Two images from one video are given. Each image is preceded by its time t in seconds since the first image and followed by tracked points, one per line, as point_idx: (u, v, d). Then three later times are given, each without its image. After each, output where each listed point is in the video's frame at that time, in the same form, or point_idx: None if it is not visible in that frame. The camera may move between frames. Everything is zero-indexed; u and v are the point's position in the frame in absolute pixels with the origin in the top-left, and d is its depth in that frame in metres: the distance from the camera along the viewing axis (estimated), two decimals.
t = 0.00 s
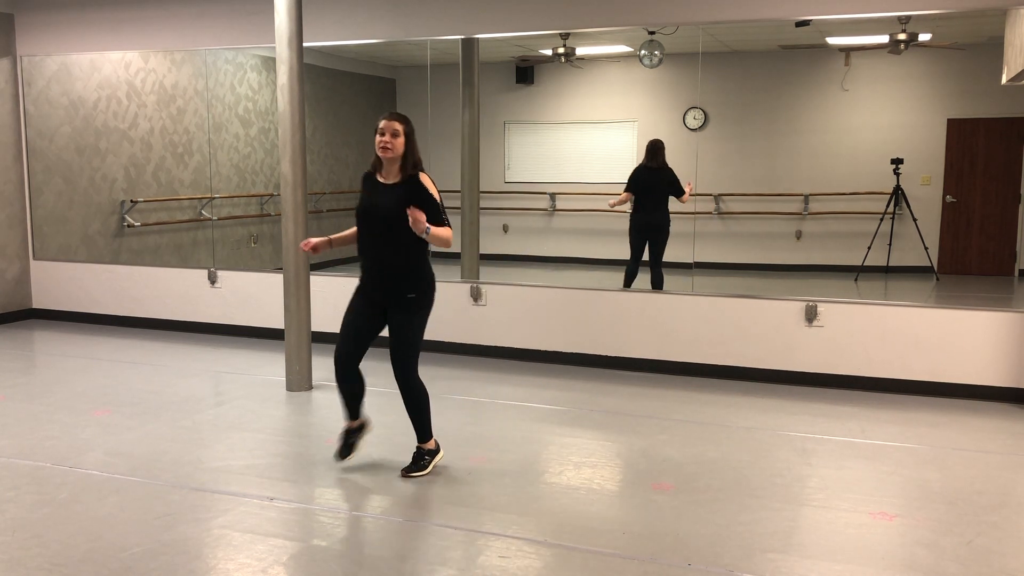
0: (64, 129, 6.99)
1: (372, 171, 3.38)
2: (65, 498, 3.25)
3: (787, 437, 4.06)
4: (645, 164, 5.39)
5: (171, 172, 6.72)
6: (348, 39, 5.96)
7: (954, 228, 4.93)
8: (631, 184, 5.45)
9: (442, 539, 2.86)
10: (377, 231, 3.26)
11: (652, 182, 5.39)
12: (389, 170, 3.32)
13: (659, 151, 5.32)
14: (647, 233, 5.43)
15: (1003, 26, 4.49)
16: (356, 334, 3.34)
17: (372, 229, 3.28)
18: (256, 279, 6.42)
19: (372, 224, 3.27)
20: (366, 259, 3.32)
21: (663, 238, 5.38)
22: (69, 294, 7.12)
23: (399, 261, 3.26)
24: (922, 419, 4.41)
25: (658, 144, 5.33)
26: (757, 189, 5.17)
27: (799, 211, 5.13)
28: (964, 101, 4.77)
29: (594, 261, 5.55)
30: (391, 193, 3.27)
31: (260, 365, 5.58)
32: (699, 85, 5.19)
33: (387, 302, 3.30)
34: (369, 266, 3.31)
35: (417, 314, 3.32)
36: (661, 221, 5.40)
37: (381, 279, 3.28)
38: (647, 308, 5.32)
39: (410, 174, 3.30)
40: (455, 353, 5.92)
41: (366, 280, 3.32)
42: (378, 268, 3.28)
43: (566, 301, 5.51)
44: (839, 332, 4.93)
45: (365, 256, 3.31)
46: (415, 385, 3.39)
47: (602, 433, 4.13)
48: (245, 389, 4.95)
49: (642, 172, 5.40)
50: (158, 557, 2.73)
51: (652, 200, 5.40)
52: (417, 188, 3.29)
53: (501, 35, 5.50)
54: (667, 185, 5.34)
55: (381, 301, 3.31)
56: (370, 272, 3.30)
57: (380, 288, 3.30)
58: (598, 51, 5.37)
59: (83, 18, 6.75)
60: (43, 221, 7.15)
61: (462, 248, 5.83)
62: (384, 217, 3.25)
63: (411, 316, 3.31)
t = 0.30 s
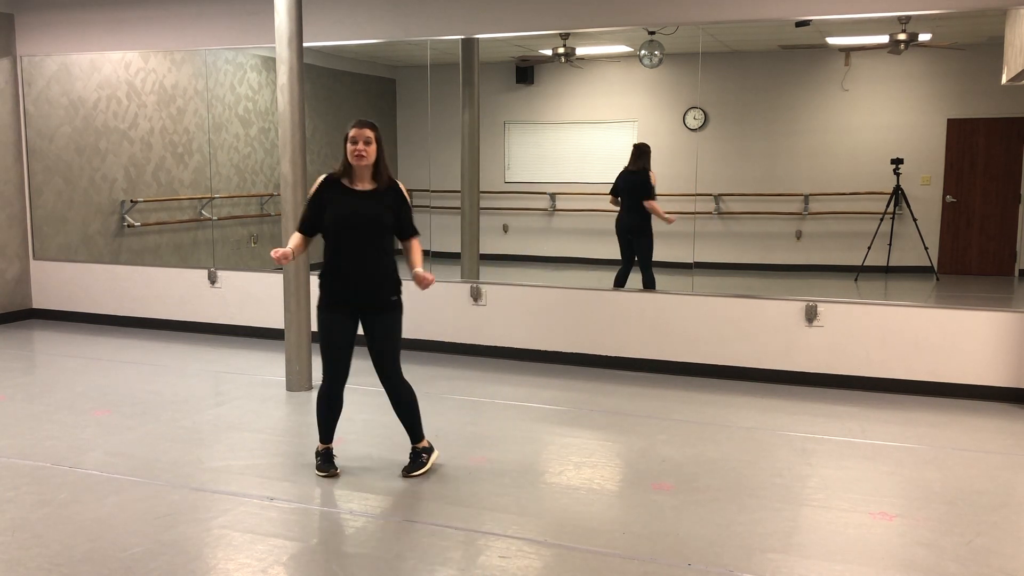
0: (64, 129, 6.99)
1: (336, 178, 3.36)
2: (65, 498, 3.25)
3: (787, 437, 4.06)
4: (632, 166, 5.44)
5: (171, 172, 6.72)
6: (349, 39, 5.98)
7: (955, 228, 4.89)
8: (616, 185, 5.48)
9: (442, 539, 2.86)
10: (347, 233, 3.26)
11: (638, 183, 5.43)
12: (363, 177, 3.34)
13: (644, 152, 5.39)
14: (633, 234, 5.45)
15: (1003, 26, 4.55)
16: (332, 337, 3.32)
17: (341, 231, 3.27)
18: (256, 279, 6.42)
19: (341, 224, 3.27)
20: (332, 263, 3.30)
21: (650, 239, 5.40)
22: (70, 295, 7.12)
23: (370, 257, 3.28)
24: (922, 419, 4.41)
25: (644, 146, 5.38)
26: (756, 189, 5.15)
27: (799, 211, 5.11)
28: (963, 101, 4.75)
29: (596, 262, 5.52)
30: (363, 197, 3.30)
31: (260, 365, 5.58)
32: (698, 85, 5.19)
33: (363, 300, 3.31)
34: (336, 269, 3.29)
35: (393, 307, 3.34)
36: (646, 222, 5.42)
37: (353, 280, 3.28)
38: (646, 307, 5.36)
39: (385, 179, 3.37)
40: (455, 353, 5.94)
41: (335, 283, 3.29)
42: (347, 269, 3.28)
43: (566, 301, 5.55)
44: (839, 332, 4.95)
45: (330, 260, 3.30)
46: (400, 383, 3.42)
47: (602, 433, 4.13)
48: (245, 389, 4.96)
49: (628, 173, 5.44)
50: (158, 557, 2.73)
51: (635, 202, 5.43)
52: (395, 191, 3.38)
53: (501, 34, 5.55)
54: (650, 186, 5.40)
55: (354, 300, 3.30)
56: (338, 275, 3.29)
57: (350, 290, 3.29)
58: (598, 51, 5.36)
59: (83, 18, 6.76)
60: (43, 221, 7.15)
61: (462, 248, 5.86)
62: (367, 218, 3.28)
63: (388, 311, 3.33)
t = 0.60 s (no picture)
0: (64, 129, 6.98)
1: (326, 183, 3.33)
2: (66, 498, 3.25)
3: (787, 437, 4.07)
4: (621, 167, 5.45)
5: (171, 172, 6.71)
6: (350, 39, 5.99)
7: (954, 228, 4.86)
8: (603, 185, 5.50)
9: (442, 539, 2.86)
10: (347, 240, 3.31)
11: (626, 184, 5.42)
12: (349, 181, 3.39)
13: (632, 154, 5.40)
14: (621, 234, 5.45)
15: (1003, 26, 4.57)
16: (328, 340, 3.33)
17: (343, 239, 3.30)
18: (256, 279, 6.43)
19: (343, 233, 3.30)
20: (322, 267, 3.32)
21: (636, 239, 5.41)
22: (70, 294, 7.12)
23: (360, 259, 3.37)
24: (922, 419, 4.41)
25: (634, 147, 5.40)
26: (756, 189, 5.15)
27: (799, 211, 5.08)
28: (963, 101, 4.74)
29: (596, 262, 5.52)
30: (359, 205, 3.36)
31: (260, 365, 5.58)
32: (698, 85, 5.19)
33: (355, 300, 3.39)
34: (328, 273, 3.32)
35: (376, 303, 3.48)
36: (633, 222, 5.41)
37: (345, 281, 3.34)
38: (646, 307, 5.38)
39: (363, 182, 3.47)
40: (455, 353, 5.96)
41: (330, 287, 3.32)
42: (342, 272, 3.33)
43: (568, 300, 5.57)
44: (839, 332, 4.97)
45: (323, 265, 3.31)
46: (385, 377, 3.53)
47: (602, 433, 4.13)
48: (246, 389, 4.96)
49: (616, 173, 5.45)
50: (158, 557, 2.73)
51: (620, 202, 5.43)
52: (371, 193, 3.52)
53: (501, 34, 5.56)
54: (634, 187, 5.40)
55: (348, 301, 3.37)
56: (335, 279, 3.32)
57: (344, 290, 3.35)
58: (598, 51, 5.37)
59: (84, 18, 6.76)
60: (43, 221, 7.15)
61: (462, 248, 5.86)
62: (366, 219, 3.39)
63: (371, 307, 3.44)
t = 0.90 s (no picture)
0: (64, 129, 6.98)
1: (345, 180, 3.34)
2: (66, 498, 3.25)
3: (787, 437, 4.07)
4: (613, 169, 5.47)
5: (171, 172, 6.70)
6: (350, 39, 5.99)
7: (955, 228, 4.84)
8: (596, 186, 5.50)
9: (442, 539, 2.86)
10: (353, 236, 3.34)
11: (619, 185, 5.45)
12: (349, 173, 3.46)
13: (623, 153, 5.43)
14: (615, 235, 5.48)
15: (1003, 27, 4.58)
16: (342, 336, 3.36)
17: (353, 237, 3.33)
18: (256, 279, 6.43)
19: (351, 229, 3.33)
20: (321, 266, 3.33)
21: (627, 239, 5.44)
22: (70, 294, 7.12)
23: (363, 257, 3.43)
24: (922, 419, 4.41)
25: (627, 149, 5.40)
26: (756, 190, 5.14)
27: (799, 211, 5.07)
28: (964, 101, 4.73)
29: (596, 262, 5.52)
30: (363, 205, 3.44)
31: (260, 365, 5.58)
32: (699, 85, 5.19)
33: (353, 295, 3.37)
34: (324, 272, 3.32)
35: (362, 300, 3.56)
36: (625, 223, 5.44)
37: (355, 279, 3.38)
38: (646, 308, 5.39)
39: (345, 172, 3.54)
40: (455, 353, 5.96)
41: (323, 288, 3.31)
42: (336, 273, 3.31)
43: (568, 300, 5.58)
44: (838, 332, 4.98)
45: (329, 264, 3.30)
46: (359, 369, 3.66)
47: (602, 432, 4.13)
48: (245, 389, 4.96)
49: (611, 175, 5.46)
50: (158, 557, 2.73)
51: (620, 203, 5.45)
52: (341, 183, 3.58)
53: (501, 35, 5.57)
54: (631, 186, 5.42)
55: (346, 299, 3.34)
56: (340, 278, 3.31)
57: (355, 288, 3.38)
58: (598, 51, 5.37)
59: (84, 18, 6.76)
60: (43, 221, 7.15)
61: (462, 248, 5.86)
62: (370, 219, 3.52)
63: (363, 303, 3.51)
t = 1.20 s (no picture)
0: (64, 129, 6.98)
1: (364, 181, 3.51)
2: (66, 498, 3.25)
3: (787, 437, 4.07)
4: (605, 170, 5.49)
5: (171, 172, 6.70)
6: (350, 39, 5.99)
7: (955, 229, 4.84)
8: (592, 187, 5.52)
9: (442, 539, 2.86)
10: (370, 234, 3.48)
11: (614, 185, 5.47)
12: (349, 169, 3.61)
13: (620, 154, 5.44)
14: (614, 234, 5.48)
15: (1003, 27, 4.57)
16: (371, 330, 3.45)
17: (369, 238, 3.47)
18: (256, 279, 6.43)
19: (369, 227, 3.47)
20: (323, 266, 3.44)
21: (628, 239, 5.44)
22: (70, 295, 7.12)
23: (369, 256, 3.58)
24: (922, 419, 4.41)
25: (618, 147, 5.43)
26: (756, 190, 5.15)
27: (799, 211, 5.07)
28: (964, 101, 4.73)
29: (596, 262, 5.52)
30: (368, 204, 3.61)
31: (260, 365, 5.58)
32: (699, 85, 5.19)
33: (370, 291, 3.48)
34: (329, 270, 3.42)
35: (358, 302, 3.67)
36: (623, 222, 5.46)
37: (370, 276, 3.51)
38: (646, 308, 5.40)
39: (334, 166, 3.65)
40: (455, 353, 5.96)
41: (334, 284, 3.41)
42: (344, 264, 3.42)
43: (568, 300, 5.58)
44: (839, 332, 4.98)
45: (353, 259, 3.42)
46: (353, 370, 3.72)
47: (602, 432, 4.13)
48: (245, 389, 4.96)
49: (603, 176, 5.48)
50: (158, 557, 2.73)
51: (617, 203, 5.46)
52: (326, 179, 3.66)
53: (501, 35, 5.57)
54: (630, 186, 5.42)
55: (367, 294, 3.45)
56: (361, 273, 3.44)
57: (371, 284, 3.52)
58: (598, 51, 5.36)
59: (84, 18, 6.76)
60: (42, 221, 7.15)
61: (462, 247, 5.86)
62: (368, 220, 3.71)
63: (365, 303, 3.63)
